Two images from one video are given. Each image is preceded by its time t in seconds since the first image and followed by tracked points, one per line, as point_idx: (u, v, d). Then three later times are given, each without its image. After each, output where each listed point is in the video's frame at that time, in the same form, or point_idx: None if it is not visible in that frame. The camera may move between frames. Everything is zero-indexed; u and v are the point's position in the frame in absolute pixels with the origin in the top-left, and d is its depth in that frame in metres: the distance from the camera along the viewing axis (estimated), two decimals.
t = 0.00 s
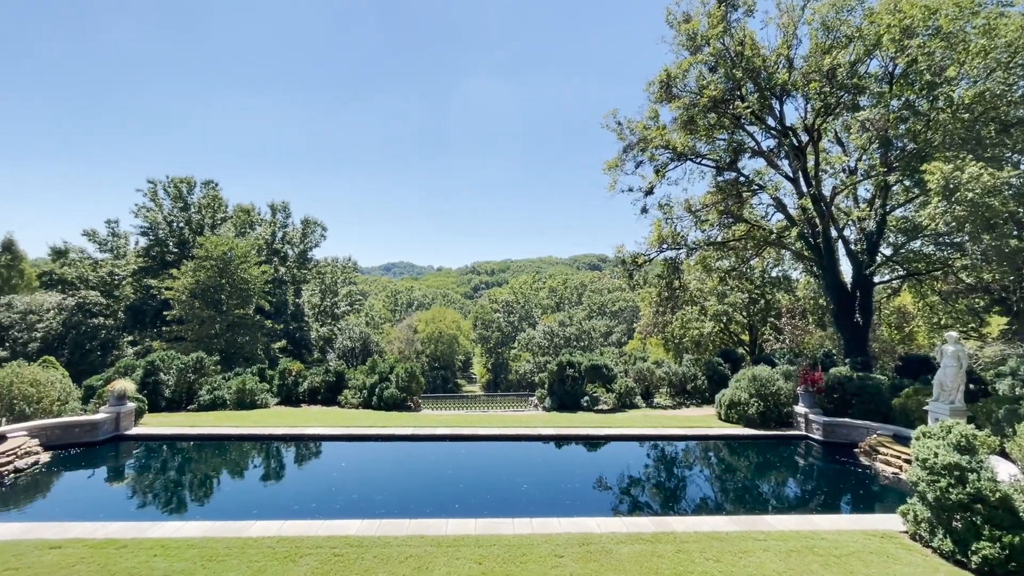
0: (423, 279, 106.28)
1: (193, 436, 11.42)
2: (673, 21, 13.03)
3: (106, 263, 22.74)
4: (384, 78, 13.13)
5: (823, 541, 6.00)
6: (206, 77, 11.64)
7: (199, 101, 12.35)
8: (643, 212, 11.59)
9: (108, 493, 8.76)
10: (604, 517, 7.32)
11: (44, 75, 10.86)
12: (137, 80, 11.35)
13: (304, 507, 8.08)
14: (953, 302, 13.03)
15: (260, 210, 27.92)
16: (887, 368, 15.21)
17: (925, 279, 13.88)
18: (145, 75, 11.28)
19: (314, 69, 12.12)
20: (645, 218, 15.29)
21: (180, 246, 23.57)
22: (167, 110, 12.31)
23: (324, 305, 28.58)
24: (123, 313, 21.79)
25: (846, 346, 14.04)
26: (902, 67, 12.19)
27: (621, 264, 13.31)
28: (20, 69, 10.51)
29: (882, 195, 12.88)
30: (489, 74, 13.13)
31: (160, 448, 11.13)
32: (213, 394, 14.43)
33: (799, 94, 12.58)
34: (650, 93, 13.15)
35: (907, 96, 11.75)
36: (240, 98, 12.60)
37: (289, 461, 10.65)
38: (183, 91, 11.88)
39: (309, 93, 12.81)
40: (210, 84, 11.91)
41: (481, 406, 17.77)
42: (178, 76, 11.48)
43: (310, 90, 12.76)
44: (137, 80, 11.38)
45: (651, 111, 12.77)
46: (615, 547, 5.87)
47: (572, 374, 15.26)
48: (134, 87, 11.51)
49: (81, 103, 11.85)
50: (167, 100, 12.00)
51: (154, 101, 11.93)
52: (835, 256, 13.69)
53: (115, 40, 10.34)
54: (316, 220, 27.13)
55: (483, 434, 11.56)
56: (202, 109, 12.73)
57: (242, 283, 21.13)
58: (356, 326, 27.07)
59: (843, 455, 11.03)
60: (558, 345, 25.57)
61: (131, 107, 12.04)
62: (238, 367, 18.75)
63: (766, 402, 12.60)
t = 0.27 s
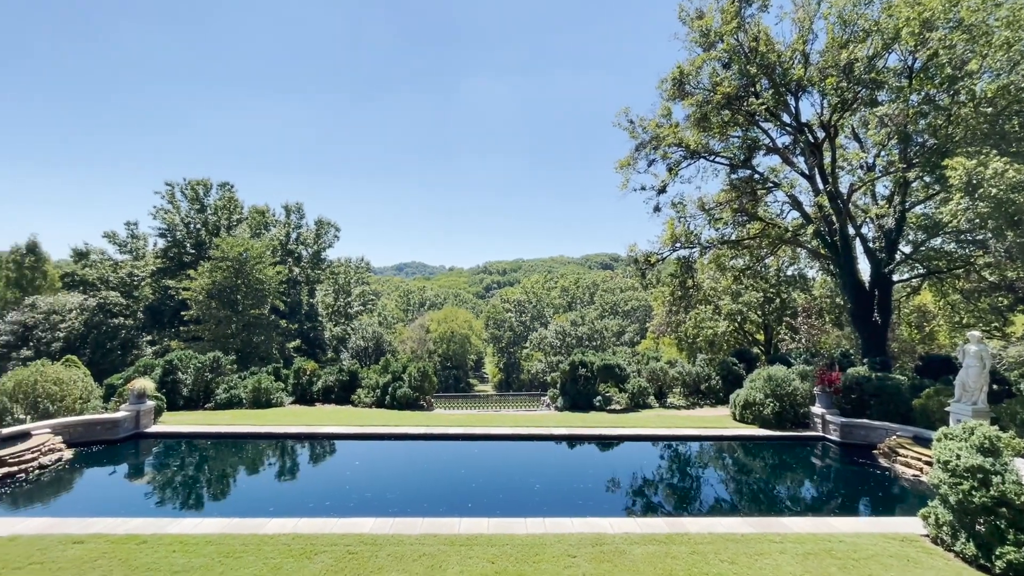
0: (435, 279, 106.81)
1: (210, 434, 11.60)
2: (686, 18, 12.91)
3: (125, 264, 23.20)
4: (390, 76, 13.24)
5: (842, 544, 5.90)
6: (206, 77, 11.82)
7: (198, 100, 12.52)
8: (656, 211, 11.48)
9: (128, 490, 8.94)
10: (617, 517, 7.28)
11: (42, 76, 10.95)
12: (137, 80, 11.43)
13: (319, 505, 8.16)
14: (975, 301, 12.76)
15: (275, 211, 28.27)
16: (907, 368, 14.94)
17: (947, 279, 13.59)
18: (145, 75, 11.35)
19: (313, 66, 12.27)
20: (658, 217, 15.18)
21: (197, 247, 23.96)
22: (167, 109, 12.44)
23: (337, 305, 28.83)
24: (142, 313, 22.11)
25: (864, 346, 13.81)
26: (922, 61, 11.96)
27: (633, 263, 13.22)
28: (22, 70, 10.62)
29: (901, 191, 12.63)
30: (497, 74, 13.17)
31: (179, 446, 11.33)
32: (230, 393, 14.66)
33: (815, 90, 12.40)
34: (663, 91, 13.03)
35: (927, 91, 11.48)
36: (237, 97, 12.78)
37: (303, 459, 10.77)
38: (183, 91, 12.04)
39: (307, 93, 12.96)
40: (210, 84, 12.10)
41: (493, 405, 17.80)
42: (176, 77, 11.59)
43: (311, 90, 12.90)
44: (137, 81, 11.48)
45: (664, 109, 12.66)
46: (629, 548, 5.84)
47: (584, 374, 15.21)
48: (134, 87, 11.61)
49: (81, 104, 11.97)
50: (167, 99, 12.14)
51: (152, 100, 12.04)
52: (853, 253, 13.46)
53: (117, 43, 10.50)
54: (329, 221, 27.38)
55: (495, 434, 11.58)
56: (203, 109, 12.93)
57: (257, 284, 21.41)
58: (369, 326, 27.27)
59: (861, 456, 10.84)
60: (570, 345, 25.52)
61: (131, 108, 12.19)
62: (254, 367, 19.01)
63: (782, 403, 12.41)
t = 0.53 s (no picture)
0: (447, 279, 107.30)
1: (228, 432, 11.79)
2: (699, 14, 12.74)
3: (145, 265, 23.68)
4: (399, 76, 13.33)
5: (862, 547, 5.79)
6: (206, 76, 12.00)
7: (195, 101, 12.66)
8: (670, 210, 11.36)
9: (148, 487, 9.12)
10: (631, 518, 7.23)
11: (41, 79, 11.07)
12: (136, 80, 11.62)
13: (333, 503, 8.24)
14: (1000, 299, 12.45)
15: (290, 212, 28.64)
16: (928, 368, 14.65)
17: (970, 277, 13.26)
18: (145, 75, 11.54)
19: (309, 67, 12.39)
20: (671, 216, 15.05)
21: (214, 248, 24.37)
22: (167, 109, 12.57)
23: (351, 305, 29.10)
24: (162, 313, 22.51)
25: (884, 345, 13.55)
26: (943, 54, 11.69)
27: (647, 262, 13.13)
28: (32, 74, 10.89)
29: (922, 188, 12.36)
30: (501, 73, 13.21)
31: (197, 444, 11.53)
32: (247, 392, 14.89)
33: (832, 85, 12.16)
34: (676, 88, 12.90)
35: (949, 85, 11.20)
36: (237, 96, 13.00)
37: (318, 458, 10.89)
38: (180, 93, 12.25)
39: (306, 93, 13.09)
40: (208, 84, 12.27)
41: (506, 405, 17.82)
42: (173, 77, 11.77)
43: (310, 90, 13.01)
44: (137, 81, 11.67)
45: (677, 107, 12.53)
46: (643, 549, 5.80)
47: (597, 373, 15.15)
48: (133, 87, 11.77)
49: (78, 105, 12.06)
50: (166, 100, 12.31)
51: (148, 102, 12.23)
52: (872, 252, 13.20)
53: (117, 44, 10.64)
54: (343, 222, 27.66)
55: (508, 433, 11.59)
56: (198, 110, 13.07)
57: (273, 284, 21.70)
58: (382, 326, 27.47)
59: (881, 458, 10.63)
60: (583, 344, 25.44)
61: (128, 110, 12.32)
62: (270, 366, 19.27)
63: (799, 403, 12.22)
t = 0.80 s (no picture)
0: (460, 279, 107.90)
1: (245, 430, 11.97)
2: (714, 11, 12.53)
3: (165, 266, 24.14)
4: (409, 77, 13.43)
5: (883, 552, 5.67)
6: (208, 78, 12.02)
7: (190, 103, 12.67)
8: (684, 208, 11.25)
9: (169, 483, 9.31)
10: (646, 519, 7.18)
11: (42, 78, 10.95)
12: (136, 80, 11.52)
13: (349, 501, 8.31)
14: None
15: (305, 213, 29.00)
16: (951, 369, 14.33)
17: (994, 276, 12.90)
18: (145, 75, 11.46)
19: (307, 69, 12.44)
20: (685, 214, 14.91)
21: (231, 249, 24.75)
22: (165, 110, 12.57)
23: (365, 305, 29.35)
24: (181, 314, 22.90)
25: (904, 346, 13.24)
26: (966, 47, 11.43)
27: (661, 262, 13.03)
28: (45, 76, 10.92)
29: (945, 184, 12.01)
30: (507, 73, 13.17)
31: (215, 442, 11.72)
32: (264, 391, 15.10)
33: (851, 80, 11.93)
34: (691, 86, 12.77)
35: (972, 79, 10.80)
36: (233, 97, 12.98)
37: (333, 456, 11.00)
38: (180, 93, 12.17)
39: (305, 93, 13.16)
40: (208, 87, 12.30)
41: (519, 404, 17.83)
42: (175, 77, 11.72)
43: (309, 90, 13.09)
44: (137, 81, 11.57)
45: (691, 104, 12.41)
46: (659, 551, 5.75)
47: (611, 373, 15.07)
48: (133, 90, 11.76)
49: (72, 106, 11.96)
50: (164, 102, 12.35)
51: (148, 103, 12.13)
52: (892, 250, 12.96)
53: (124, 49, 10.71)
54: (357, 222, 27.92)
55: (521, 433, 11.60)
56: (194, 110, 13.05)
57: (289, 285, 21.98)
58: (396, 326, 27.65)
59: (902, 461, 10.41)
60: (596, 344, 25.34)
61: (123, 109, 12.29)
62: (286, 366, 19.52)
63: (817, 404, 12.02)
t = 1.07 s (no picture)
0: (472, 279, 108.12)
1: (262, 429, 12.15)
2: (729, 7, 12.38)
3: (184, 267, 24.60)
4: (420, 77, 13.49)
5: (905, 556, 5.55)
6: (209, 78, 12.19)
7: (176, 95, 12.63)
8: (699, 207, 11.12)
9: (189, 481, 9.49)
10: (660, 521, 7.13)
11: (43, 79, 11.04)
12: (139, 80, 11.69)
13: (364, 499, 8.39)
14: None
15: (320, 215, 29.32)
16: (974, 370, 13.99)
17: (1019, 274, 12.60)
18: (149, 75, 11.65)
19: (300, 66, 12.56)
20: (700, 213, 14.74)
21: (248, 250, 25.14)
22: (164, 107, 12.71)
23: (379, 305, 29.59)
24: (199, 314, 23.32)
25: (926, 346, 12.95)
26: (990, 40, 11.14)
27: (675, 261, 12.91)
28: (51, 76, 11.07)
29: (969, 180, 11.69)
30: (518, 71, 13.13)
31: (233, 440, 11.91)
32: (280, 390, 15.30)
33: (870, 76, 11.73)
34: (705, 83, 12.65)
35: (997, 71, 10.28)
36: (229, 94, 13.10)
37: (348, 455, 11.11)
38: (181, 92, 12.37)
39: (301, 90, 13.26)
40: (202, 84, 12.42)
41: (532, 404, 17.82)
42: (175, 77, 11.88)
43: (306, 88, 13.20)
44: (140, 80, 11.75)
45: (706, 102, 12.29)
46: (674, 552, 5.70)
47: (624, 373, 14.99)
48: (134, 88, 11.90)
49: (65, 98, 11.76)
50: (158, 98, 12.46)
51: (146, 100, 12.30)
52: (913, 248, 12.69)
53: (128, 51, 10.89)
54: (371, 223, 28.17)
55: (535, 433, 11.59)
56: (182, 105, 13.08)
57: (304, 286, 22.25)
58: (410, 325, 27.79)
59: (924, 464, 10.19)
60: (609, 344, 25.21)
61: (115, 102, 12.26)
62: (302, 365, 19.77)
63: (835, 406, 11.82)
